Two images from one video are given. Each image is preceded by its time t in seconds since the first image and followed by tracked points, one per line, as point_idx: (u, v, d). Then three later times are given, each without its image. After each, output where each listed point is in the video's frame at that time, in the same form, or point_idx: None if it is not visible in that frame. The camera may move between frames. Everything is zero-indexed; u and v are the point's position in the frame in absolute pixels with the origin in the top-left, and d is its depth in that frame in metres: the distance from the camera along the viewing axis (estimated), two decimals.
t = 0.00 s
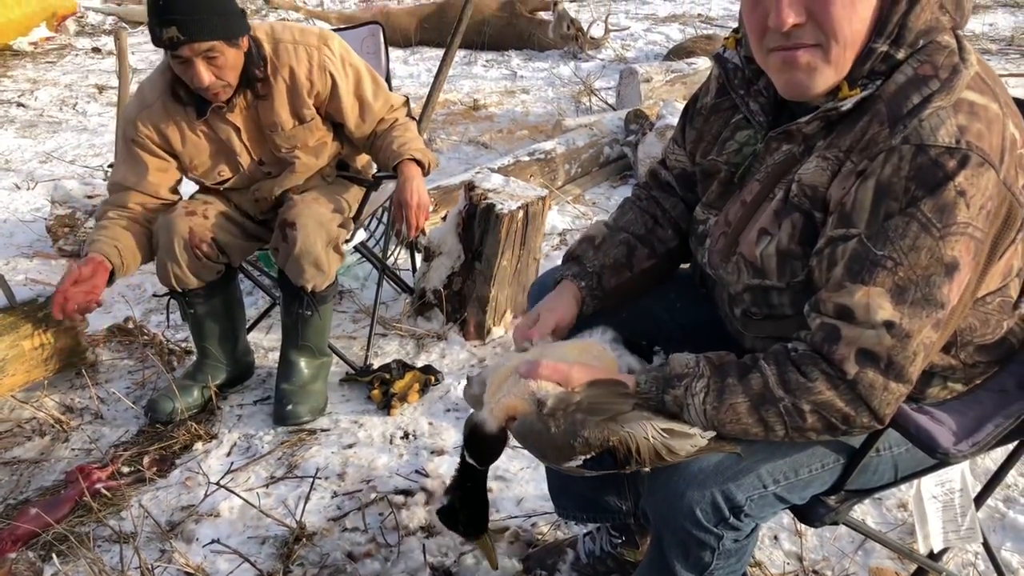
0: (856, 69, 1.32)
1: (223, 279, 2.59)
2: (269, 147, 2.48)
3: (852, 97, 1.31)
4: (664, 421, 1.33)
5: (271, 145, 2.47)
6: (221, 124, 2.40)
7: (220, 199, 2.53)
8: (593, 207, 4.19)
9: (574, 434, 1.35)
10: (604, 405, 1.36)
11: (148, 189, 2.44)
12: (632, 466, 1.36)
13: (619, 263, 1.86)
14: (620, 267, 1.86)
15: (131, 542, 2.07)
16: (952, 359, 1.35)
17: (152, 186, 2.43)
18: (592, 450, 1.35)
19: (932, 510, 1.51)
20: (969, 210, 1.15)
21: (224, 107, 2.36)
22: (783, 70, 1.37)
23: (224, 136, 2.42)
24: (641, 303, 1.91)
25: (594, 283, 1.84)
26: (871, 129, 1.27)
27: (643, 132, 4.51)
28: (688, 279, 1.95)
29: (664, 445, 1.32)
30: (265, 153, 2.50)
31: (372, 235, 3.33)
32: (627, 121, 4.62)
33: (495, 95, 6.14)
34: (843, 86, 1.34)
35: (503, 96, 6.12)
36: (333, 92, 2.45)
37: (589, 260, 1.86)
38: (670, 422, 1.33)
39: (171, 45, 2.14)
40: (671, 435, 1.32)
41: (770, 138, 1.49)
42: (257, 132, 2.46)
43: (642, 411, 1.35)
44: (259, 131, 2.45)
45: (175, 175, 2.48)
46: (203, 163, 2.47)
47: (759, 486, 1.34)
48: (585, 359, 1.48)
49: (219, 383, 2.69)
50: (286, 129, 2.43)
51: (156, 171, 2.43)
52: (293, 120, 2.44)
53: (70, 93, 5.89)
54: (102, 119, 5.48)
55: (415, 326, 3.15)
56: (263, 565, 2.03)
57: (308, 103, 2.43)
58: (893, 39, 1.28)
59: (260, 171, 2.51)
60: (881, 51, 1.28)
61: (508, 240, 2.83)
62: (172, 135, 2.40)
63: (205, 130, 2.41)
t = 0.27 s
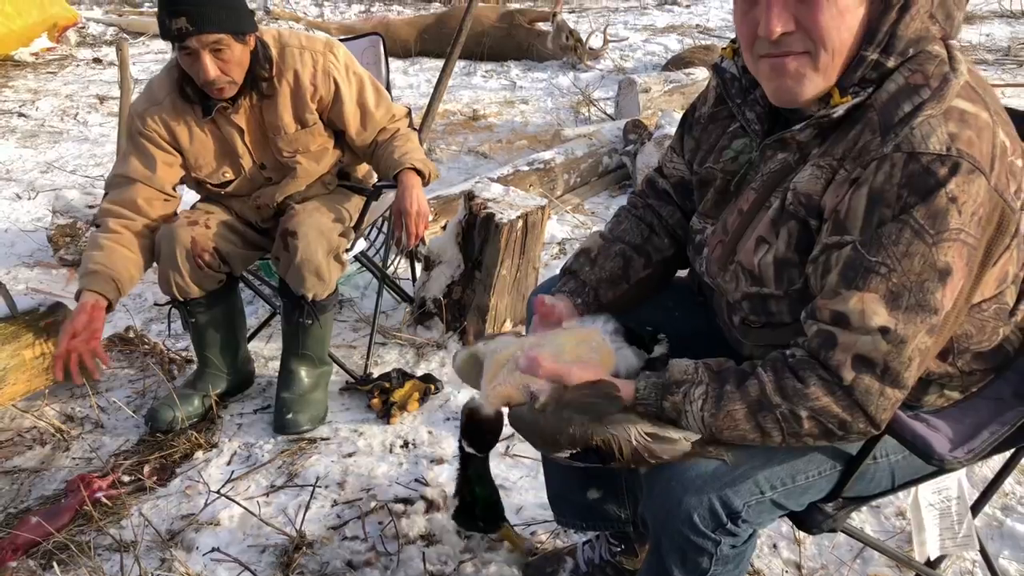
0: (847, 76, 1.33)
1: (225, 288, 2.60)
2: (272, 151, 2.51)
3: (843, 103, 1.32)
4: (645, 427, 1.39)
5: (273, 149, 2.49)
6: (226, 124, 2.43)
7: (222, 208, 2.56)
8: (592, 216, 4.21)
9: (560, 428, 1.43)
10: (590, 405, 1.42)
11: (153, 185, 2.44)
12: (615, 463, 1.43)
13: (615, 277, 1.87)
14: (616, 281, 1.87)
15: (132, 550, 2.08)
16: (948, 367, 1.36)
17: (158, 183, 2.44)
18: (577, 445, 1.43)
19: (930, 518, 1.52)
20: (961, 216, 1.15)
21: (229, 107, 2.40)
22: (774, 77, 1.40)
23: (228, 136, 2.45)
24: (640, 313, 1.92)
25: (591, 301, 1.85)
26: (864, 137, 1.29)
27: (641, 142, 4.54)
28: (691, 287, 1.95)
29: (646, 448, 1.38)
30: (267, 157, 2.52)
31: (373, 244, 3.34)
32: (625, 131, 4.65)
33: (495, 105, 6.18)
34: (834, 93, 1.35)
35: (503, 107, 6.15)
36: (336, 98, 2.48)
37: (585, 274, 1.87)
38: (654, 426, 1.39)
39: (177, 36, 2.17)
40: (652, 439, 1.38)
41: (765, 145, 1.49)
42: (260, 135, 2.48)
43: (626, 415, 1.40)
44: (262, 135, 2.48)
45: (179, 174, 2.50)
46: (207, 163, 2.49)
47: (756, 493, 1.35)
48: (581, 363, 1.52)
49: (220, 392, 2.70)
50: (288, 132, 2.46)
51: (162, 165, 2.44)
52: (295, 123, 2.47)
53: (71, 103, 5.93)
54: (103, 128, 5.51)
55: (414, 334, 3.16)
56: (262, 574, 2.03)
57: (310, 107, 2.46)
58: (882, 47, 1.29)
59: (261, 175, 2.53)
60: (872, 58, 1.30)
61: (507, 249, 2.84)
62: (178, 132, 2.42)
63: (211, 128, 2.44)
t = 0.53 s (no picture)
0: (822, 82, 1.33)
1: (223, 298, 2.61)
2: (271, 159, 2.53)
3: (821, 110, 1.33)
4: (627, 397, 1.33)
5: (272, 156, 2.52)
6: (226, 130, 2.46)
7: (220, 218, 2.57)
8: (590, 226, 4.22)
9: (543, 379, 1.38)
10: (579, 368, 1.39)
11: (154, 188, 2.45)
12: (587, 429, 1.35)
13: (610, 283, 1.88)
14: (612, 287, 1.88)
15: (129, 559, 2.08)
16: (942, 372, 1.37)
17: (159, 187, 2.45)
18: (555, 402, 1.37)
19: (924, 524, 1.53)
20: (943, 218, 1.17)
21: (230, 115, 2.43)
22: (739, 87, 1.44)
23: (228, 142, 2.48)
24: (635, 320, 1.93)
25: (586, 306, 1.86)
26: (845, 144, 1.29)
27: (639, 151, 4.56)
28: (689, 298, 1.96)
29: (624, 414, 1.31)
30: (265, 164, 2.54)
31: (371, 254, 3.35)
32: (623, 141, 4.67)
33: (493, 115, 6.21)
34: (811, 98, 1.36)
35: (502, 117, 6.18)
36: (334, 106, 2.51)
37: (580, 283, 1.88)
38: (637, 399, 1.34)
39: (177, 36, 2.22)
40: (633, 411, 1.32)
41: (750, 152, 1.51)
42: (259, 142, 2.51)
43: (611, 382, 1.35)
44: (262, 142, 2.51)
45: (179, 179, 2.52)
46: (207, 169, 2.52)
47: (750, 499, 1.36)
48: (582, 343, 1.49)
49: (218, 401, 2.71)
50: (287, 139, 2.49)
51: (162, 169, 2.45)
52: (294, 131, 2.50)
53: (71, 113, 5.95)
54: (103, 138, 5.53)
55: (413, 343, 3.17)
56: None
57: (309, 115, 2.49)
58: (857, 55, 1.30)
59: (259, 183, 2.56)
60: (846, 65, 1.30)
61: (506, 258, 2.85)
62: (179, 137, 2.45)
63: (211, 134, 2.47)
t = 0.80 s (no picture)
0: (805, 86, 1.35)
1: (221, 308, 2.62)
2: (269, 166, 2.54)
3: (805, 113, 1.35)
4: (523, 375, 1.40)
5: (271, 163, 2.53)
6: (227, 136, 2.47)
7: (218, 229, 2.56)
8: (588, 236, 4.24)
9: (449, 347, 1.46)
10: (486, 339, 1.44)
11: (153, 194, 2.47)
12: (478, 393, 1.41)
13: (599, 280, 1.90)
14: (601, 284, 1.90)
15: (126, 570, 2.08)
16: (936, 376, 1.41)
17: (158, 192, 2.47)
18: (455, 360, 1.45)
19: (919, 534, 1.54)
20: (930, 207, 1.20)
21: (230, 120, 2.45)
22: (719, 103, 1.47)
23: (228, 148, 2.50)
24: (627, 328, 1.93)
25: (573, 301, 1.86)
26: (830, 141, 1.32)
27: (636, 162, 4.58)
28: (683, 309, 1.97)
29: (512, 388, 1.38)
30: (263, 172, 2.55)
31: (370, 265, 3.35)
32: (620, 152, 4.70)
33: (491, 127, 6.23)
34: (794, 103, 1.37)
35: (500, 128, 6.21)
36: (334, 114, 2.52)
37: (568, 278, 1.89)
38: (530, 372, 1.41)
39: (182, 32, 2.26)
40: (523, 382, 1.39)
41: (738, 159, 1.54)
42: (259, 149, 2.52)
43: (511, 360, 1.42)
44: (261, 150, 2.52)
45: (178, 185, 2.53)
46: (207, 175, 2.53)
47: (745, 507, 1.37)
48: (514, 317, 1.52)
49: (216, 411, 2.71)
50: (286, 145, 2.50)
51: (161, 174, 2.47)
52: (293, 138, 2.51)
53: (70, 124, 5.97)
54: (102, 149, 5.55)
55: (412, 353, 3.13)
56: None
57: (309, 122, 2.51)
58: (837, 58, 1.32)
59: (258, 190, 2.56)
60: (826, 70, 1.33)
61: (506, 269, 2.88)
62: (179, 142, 2.46)
63: (211, 140, 2.49)
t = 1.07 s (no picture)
0: (787, 85, 1.39)
1: (220, 318, 2.63)
2: (268, 172, 2.56)
3: (785, 109, 1.39)
4: (492, 408, 1.65)
5: (270, 169, 2.55)
6: (227, 141, 2.49)
7: (218, 238, 2.58)
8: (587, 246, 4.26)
9: (426, 377, 1.73)
10: (458, 369, 1.70)
11: (152, 199, 2.49)
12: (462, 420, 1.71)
13: (592, 282, 1.92)
14: (594, 285, 1.91)
15: None
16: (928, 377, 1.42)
17: (158, 196, 2.49)
18: (437, 395, 1.71)
19: (915, 539, 1.55)
20: (922, 177, 1.18)
21: (230, 124, 2.46)
22: (704, 109, 1.54)
23: (227, 152, 2.51)
24: (623, 334, 1.95)
25: (566, 300, 1.90)
26: (816, 133, 1.32)
27: (634, 172, 4.61)
28: (680, 314, 1.98)
29: (484, 422, 1.64)
30: (262, 177, 2.57)
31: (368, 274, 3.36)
32: (619, 163, 4.72)
33: (490, 137, 6.26)
34: (776, 101, 1.41)
35: (499, 138, 6.24)
36: (333, 119, 2.54)
37: (562, 280, 1.92)
38: (500, 409, 1.65)
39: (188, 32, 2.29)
40: (494, 419, 1.64)
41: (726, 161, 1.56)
42: (258, 155, 2.54)
43: (480, 393, 1.67)
44: (261, 155, 2.54)
45: (178, 190, 2.55)
46: (207, 180, 2.54)
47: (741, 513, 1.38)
48: (485, 331, 1.78)
49: (215, 420, 2.71)
50: (285, 151, 2.51)
51: (160, 179, 2.49)
52: (292, 143, 2.53)
53: (71, 135, 5.99)
54: (102, 160, 5.56)
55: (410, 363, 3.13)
56: None
57: (308, 128, 2.53)
58: (817, 56, 1.36)
59: (256, 196, 2.58)
60: (807, 70, 1.36)
61: (502, 276, 2.88)
62: (179, 147, 2.48)
63: (211, 144, 2.51)
